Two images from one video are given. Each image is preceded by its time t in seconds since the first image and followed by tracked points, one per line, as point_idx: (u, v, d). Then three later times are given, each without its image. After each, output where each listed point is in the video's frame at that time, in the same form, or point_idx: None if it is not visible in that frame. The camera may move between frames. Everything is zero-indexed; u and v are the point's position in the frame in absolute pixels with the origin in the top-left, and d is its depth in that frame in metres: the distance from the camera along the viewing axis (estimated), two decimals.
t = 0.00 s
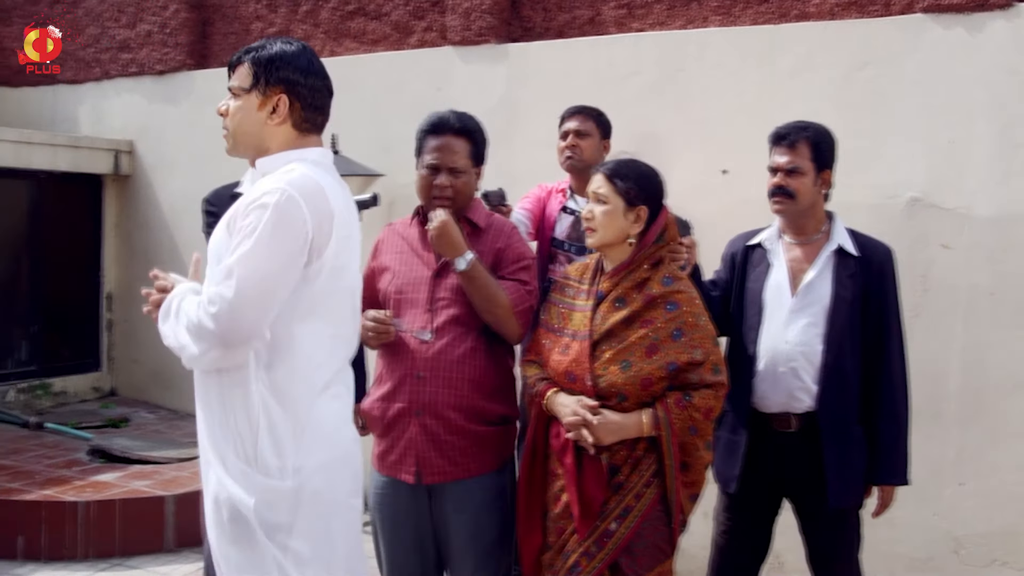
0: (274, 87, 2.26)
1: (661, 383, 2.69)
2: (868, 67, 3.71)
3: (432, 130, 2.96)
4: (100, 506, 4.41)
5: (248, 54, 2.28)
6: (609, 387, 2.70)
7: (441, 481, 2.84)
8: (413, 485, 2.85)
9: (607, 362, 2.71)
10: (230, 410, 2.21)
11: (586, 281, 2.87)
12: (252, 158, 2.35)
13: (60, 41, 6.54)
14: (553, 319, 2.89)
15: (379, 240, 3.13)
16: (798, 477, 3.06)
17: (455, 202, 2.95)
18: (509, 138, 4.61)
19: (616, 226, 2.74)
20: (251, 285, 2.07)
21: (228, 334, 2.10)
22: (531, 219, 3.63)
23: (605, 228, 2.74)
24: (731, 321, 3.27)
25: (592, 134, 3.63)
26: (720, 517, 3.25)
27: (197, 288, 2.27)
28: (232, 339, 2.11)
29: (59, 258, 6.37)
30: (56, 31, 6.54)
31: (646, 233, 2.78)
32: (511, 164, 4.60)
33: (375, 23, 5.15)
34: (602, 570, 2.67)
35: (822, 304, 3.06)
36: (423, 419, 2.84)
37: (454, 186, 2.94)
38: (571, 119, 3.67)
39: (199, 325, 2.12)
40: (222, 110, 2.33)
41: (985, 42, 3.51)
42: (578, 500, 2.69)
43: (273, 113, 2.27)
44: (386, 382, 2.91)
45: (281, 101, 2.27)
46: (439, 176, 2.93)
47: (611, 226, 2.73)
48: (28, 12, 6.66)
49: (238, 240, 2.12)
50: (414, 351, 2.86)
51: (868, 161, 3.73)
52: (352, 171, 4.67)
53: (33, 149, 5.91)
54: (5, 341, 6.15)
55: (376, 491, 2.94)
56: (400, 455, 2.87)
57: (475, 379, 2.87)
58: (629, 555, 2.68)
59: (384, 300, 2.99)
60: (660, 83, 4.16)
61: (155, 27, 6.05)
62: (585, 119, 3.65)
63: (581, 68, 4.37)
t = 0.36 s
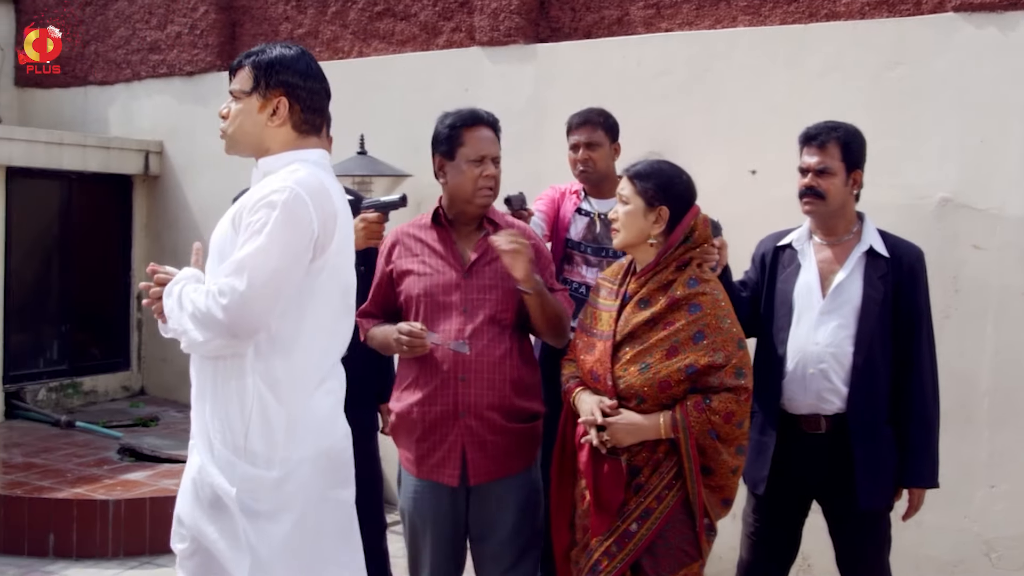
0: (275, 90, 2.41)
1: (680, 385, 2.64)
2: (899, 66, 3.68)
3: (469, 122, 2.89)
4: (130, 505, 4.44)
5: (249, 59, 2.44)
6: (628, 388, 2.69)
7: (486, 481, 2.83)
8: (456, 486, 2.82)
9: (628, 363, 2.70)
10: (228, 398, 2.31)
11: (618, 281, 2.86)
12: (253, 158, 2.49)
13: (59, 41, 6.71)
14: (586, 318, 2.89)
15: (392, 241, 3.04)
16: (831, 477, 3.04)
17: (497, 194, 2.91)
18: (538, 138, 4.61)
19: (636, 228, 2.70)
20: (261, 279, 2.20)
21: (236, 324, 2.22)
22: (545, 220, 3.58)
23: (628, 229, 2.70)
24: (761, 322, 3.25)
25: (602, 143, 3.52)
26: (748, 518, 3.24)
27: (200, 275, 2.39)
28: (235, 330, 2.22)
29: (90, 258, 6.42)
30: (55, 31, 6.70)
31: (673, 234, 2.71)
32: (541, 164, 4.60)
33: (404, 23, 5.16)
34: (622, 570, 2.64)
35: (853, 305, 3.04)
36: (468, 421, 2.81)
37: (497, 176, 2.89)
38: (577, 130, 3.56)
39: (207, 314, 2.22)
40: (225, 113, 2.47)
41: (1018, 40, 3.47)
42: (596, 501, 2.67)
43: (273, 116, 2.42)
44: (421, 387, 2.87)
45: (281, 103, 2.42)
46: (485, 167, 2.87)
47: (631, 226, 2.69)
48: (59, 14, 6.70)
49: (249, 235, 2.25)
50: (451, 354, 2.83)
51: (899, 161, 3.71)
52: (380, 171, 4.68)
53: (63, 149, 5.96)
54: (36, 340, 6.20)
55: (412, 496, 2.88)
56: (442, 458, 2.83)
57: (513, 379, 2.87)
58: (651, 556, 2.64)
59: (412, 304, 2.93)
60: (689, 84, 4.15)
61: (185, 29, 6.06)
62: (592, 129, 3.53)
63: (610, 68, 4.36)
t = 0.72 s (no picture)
0: (253, 91, 2.30)
1: (688, 384, 2.62)
2: (924, 66, 3.66)
3: (474, 117, 2.91)
4: (154, 503, 4.47)
5: (225, 61, 2.33)
6: (637, 387, 2.68)
7: (514, 480, 2.86)
8: (491, 488, 2.82)
9: (637, 362, 2.69)
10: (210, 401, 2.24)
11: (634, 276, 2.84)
12: (237, 161, 2.39)
13: (60, 41, 6.80)
14: (606, 313, 2.90)
15: (405, 245, 2.89)
16: (855, 478, 3.03)
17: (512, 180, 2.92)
18: (561, 138, 4.61)
19: (656, 222, 2.69)
20: (234, 287, 2.12)
21: (212, 333, 2.14)
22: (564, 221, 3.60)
23: (646, 222, 2.71)
24: (784, 323, 3.24)
25: (619, 148, 3.48)
26: (771, 520, 3.22)
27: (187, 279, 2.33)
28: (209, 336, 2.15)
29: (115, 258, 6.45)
30: (55, 31, 6.80)
31: (687, 233, 2.69)
32: (564, 164, 4.60)
33: (426, 23, 5.14)
34: (636, 569, 2.64)
35: (878, 306, 3.02)
36: (505, 424, 2.82)
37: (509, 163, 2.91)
38: (591, 139, 3.50)
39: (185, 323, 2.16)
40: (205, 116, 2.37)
41: None
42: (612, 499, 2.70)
43: (253, 118, 2.32)
44: (456, 393, 2.82)
45: (260, 104, 2.31)
46: (499, 154, 2.89)
47: (652, 219, 2.69)
48: (83, 15, 6.72)
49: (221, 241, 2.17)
50: (490, 359, 2.82)
51: (922, 161, 3.69)
52: (403, 171, 4.69)
53: (88, 150, 5.99)
54: (61, 340, 6.23)
55: (438, 501, 2.83)
56: (479, 463, 2.80)
57: (534, 379, 2.92)
58: (665, 555, 2.63)
59: (445, 309, 2.84)
60: (712, 83, 4.14)
61: (208, 29, 6.06)
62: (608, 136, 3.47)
63: (633, 68, 4.35)
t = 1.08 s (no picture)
0: (216, 89, 2.31)
1: (695, 379, 2.61)
2: (945, 65, 3.65)
3: (506, 117, 2.91)
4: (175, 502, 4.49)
5: (188, 57, 2.34)
6: (645, 381, 2.67)
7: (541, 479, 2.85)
8: (517, 488, 2.81)
9: (645, 356, 2.69)
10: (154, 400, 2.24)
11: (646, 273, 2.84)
12: (199, 158, 2.40)
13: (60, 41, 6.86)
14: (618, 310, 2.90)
15: (430, 241, 2.92)
16: (876, 478, 3.02)
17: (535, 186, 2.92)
18: (580, 138, 4.61)
19: (673, 227, 2.68)
20: (167, 287, 2.12)
21: (146, 332, 2.15)
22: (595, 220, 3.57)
23: (663, 227, 2.69)
24: (804, 324, 3.23)
25: (653, 147, 3.45)
26: (791, 521, 3.22)
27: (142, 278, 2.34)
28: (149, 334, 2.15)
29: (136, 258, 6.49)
30: (55, 31, 6.84)
31: (700, 233, 2.68)
32: (583, 165, 4.61)
33: (446, 24, 5.16)
34: (645, 566, 2.64)
35: (898, 307, 3.01)
36: (530, 421, 2.82)
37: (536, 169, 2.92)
38: (626, 135, 3.46)
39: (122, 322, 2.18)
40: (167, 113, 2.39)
41: None
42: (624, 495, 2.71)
43: (216, 114, 2.33)
44: (480, 392, 2.82)
45: (223, 101, 2.32)
46: (527, 159, 2.89)
47: (667, 225, 2.68)
48: (105, 16, 6.75)
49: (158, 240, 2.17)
50: (512, 357, 2.81)
51: (943, 161, 3.67)
52: (423, 172, 4.70)
53: (109, 150, 6.03)
54: (83, 339, 6.27)
55: (466, 503, 2.83)
56: (505, 462, 2.79)
57: (558, 377, 2.91)
58: (673, 552, 2.64)
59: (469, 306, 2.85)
60: (733, 83, 4.13)
61: (229, 30, 6.07)
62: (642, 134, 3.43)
63: (653, 68, 4.35)
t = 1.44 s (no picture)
0: (190, 87, 2.35)
1: (707, 378, 2.60)
2: (966, 65, 3.63)
3: (538, 119, 2.90)
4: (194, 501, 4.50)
5: (161, 55, 2.38)
6: (657, 381, 2.66)
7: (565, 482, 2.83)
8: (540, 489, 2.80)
9: (657, 357, 2.68)
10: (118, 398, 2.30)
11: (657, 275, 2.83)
12: (171, 158, 2.43)
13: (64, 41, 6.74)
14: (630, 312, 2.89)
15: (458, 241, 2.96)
16: (895, 479, 3.00)
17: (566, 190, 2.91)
18: (599, 139, 4.61)
19: (684, 229, 2.66)
20: (120, 292, 2.16)
21: (103, 335, 2.20)
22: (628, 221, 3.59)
23: (674, 230, 2.67)
24: (823, 327, 3.21)
25: (692, 146, 3.49)
26: (810, 522, 3.21)
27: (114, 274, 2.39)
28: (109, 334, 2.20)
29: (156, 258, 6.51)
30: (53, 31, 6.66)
31: (711, 233, 2.68)
32: (602, 165, 4.60)
33: (465, 24, 5.17)
34: (657, 565, 2.63)
35: (918, 309, 3.00)
36: (554, 423, 2.81)
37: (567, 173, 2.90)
38: (665, 134, 3.53)
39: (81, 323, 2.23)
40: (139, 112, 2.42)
41: None
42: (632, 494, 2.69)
43: (188, 112, 2.37)
44: (504, 392, 2.83)
45: (196, 100, 2.36)
46: (557, 162, 2.87)
47: (678, 228, 2.66)
48: (126, 17, 6.78)
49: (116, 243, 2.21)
50: (537, 358, 2.82)
51: (964, 160, 3.65)
52: (442, 173, 4.70)
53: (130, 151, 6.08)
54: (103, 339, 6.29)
55: (490, 501, 2.84)
56: (527, 462, 2.79)
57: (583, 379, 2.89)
58: (687, 551, 2.63)
59: (491, 305, 2.87)
60: (752, 83, 4.12)
61: (248, 31, 6.08)
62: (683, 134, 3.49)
63: (672, 68, 4.34)
